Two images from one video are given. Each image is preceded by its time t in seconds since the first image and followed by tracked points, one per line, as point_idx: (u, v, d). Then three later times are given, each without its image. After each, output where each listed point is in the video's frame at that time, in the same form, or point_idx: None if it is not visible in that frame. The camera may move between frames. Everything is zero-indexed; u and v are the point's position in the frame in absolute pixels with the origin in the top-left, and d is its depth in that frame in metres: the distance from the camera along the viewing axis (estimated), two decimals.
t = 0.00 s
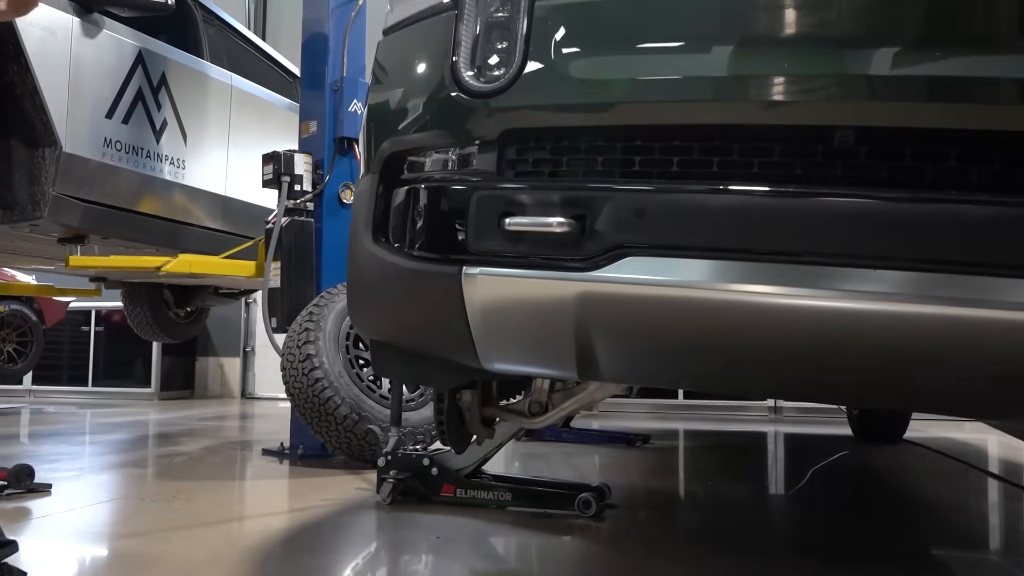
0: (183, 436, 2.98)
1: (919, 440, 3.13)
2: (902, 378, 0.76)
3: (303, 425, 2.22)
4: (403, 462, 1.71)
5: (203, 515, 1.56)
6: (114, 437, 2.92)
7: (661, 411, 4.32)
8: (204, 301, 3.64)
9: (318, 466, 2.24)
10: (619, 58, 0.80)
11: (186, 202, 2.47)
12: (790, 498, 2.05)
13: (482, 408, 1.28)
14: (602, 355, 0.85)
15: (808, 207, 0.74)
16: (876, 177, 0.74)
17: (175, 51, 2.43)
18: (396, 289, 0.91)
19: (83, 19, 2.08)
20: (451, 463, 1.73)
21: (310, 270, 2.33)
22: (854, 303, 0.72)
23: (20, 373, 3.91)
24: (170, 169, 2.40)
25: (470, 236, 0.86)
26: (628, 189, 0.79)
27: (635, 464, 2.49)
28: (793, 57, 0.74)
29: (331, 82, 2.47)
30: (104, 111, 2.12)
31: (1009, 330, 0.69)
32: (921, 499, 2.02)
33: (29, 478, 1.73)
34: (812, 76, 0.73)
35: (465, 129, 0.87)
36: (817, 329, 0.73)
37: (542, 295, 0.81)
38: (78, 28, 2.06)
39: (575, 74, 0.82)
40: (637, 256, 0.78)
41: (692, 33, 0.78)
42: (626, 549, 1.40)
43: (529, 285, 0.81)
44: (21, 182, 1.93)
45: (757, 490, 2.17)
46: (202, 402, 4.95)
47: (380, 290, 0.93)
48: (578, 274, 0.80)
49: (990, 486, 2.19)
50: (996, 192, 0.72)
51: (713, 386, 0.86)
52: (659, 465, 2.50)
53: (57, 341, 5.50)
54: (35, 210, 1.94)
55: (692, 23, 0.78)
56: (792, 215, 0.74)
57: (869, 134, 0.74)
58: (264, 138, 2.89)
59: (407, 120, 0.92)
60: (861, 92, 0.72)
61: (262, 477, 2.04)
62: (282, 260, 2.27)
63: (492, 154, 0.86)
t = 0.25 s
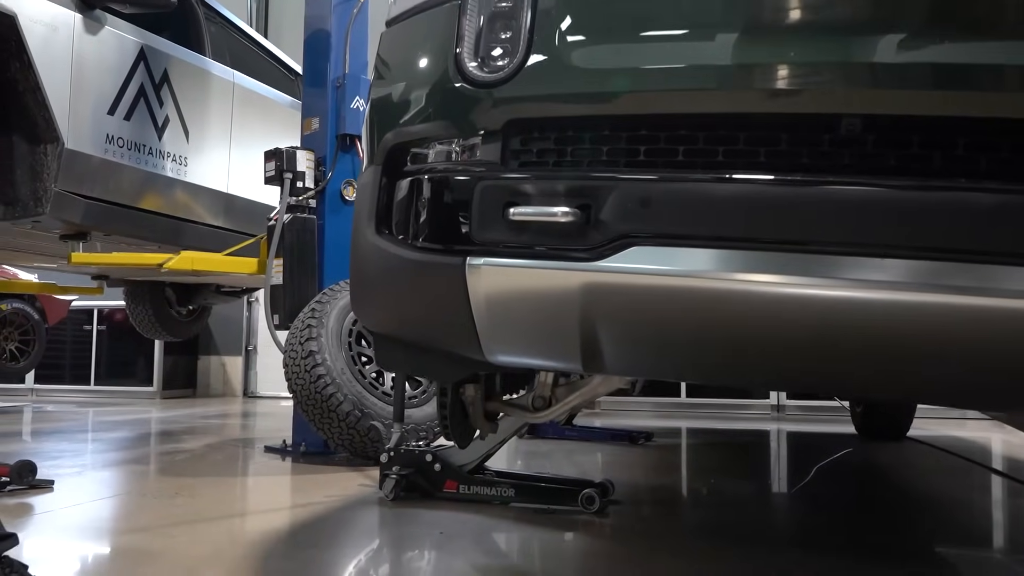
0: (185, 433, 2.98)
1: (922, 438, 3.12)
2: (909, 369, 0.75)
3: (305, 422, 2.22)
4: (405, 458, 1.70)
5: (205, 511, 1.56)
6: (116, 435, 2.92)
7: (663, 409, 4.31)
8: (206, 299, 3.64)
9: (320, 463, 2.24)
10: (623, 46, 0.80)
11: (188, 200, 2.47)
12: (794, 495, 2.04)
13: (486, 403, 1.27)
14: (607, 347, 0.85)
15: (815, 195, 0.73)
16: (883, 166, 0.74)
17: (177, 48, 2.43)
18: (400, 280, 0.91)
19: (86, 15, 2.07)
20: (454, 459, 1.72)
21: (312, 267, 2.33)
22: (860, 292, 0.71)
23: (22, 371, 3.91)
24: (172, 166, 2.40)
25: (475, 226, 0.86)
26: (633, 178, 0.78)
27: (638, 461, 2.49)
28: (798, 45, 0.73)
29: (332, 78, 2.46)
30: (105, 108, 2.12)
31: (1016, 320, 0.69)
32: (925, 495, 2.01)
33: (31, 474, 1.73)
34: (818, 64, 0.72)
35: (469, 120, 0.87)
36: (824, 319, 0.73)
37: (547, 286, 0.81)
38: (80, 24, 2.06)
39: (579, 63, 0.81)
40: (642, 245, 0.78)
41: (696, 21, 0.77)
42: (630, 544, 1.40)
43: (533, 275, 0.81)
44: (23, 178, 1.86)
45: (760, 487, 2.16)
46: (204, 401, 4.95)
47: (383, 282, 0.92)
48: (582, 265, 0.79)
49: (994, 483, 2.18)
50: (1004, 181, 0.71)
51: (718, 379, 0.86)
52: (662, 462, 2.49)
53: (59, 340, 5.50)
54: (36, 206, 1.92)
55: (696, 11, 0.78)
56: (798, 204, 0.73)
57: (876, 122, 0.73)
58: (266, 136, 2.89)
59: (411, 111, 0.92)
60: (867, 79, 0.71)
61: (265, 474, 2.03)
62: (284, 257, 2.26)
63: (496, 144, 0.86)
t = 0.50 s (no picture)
0: (187, 431, 2.98)
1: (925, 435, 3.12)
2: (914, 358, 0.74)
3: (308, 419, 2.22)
4: (408, 454, 1.70)
5: (208, 506, 1.55)
6: (119, 433, 2.92)
7: (666, 408, 4.31)
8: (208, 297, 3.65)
9: (323, 460, 2.24)
10: (625, 34, 0.79)
11: (190, 197, 2.47)
12: (797, 492, 2.04)
13: (488, 397, 1.27)
14: (611, 338, 0.84)
15: (821, 182, 0.73)
16: (889, 153, 0.73)
17: (179, 45, 2.43)
18: (402, 271, 0.90)
19: (87, 11, 2.07)
20: (456, 454, 1.72)
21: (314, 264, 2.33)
22: (866, 280, 0.70)
23: (25, 370, 3.92)
24: (174, 163, 2.40)
25: (478, 215, 0.85)
26: (637, 165, 0.78)
27: (640, 458, 2.48)
28: (802, 31, 0.73)
29: (335, 74, 2.45)
30: (107, 105, 2.12)
31: None
32: (928, 491, 2.01)
33: (33, 469, 1.73)
34: (823, 49, 0.72)
35: (471, 110, 0.86)
36: (829, 308, 0.72)
37: (550, 276, 0.80)
38: (82, 20, 2.05)
39: (582, 51, 0.81)
40: (646, 234, 0.77)
41: (698, 7, 0.77)
42: (633, 540, 1.39)
43: (536, 264, 0.81)
44: (25, 174, 1.90)
45: (762, 483, 2.16)
46: (207, 400, 4.96)
47: (385, 273, 0.92)
48: (586, 253, 0.79)
49: (997, 478, 2.18)
50: (1010, 166, 0.71)
51: (721, 372, 0.85)
52: (664, 459, 2.49)
53: (62, 339, 5.51)
54: (39, 202, 1.92)
55: None
56: (803, 191, 0.73)
57: (881, 109, 0.73)
58: (268, 133, 2.89)
59: (413, 101, 0.91)
60: (871, 64, 0.70)
61: (267, 470, 2.03)
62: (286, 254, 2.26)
63: (498, 133, 0.85)
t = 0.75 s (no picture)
0: (188, 430, 2.98)
1: (927, 435, 3.11)
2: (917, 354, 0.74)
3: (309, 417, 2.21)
4: (409, 452, 1.70)
5: (208, 504, 1.55)
6: (120, 431, 2.92)
7: (667, 407, 4.31)
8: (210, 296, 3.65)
9: (324, 458, 2.24)
10: (626, 29, 0.79)
11: (191, 195, 2.47)
12: (799, 490, 2.03)
13: (489, 395, 1.27)
14: (611, 334, 0.84)
15: (822, 177, 0.72)
16: (891, 147, 0.73)
17: (180, 44, 2.43)
18: (402, 267, 0.90)
19: (87, 9, 2.07)
20: (457, 453, 1.71)
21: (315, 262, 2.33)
22: (868, 275, 0.70)
23: (26, 369, 3.92)
24: (175, 161, 2.40)
25: (478, 211, 0.85)
26: (638, 161, 0.78)
27: (642, 457, 2.48)
28: (803, 25, 0.72)
29: (337, 73, 2.45)
30: (108, 103, 2.12)
31: None
32: (930, 489, 2.01)
33: (33, 468, 1.73)
34: (825, 43, 0.71)
35: (471, 105, 0.86)
36: (831, 304, 0.72)
37: (550, 271, 0.80)
38: (82, 19, 2.05)
39: (582, 46, 0.80)
40: (647, 229, 0.77)
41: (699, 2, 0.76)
42: (634, 538, 1.39)
43: (536, 260, 0.80)
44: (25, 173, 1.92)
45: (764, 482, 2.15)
46: (208, 399, 4.97)
47: (385, 269, 0.92)
48: (586, 249, 0.78)
49: (999, 477, 2.17)
50: (1013, 161, 0.70)
51: (723, 369, 0.85)
52: (666, 458, 2.49)
53: (64, 339, 5.51)
54: (40, 200, 1.93)
55: None
56: (804, 186, 0.72)
57: (884, 103, 0.72)
58: (270, 132, 2.88)
59: (413, 97, 0.91)
60: (874, 58, 0.70)
61: (268, 469, 2.03)
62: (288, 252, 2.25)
63: (499, 129, 0.85)
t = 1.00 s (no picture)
0: (190, 428, 2.98)
1: (930, 433, 3.11)
2: (922, 346, 0.73)
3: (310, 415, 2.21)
4: (410, 448, 1.69)
5: (209, 500, 1.55)
6: (121, 429, 2.92)
7: (668, 406, 4.30)
8: (211, 294, 3.65)
9: (325, 456, 2.23)
10: (628, 18, 0.78)
11: (192, 193, 2.46)
12: (802, 487, 2.03)
13: (490, 390, 1.26)
14: (614, 326, 0.83)
15: (826, 166, 0.72)
16: (896, 137, 0.73)
17: (181, 41, 2.42)
18: (403, 259, 0.89)
19: (88, 6, 2.06)
20: (458, 449, 1.71)
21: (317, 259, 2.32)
22: (873, 265, 0.70)
23: (28, 368, 3.92)
24: (176, 158, 2.39)
25: (480, 202, 0.84)
26: (641, 151, 0.77)
27: (643, 454, 2.48)
28: (808, 13, 0.71)
29: (337, 70, 2.45)
30: (109, 100, 2.12)
31: None
32: (932, 486, 2.00)
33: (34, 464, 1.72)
34: (830, 31, 0.71)
35: (472, 96, 0.86)
36: (836, 294, 0.71)
37: (552, 263, 0.79)
38: (83, 15, 2.05)
39: (584, 36, 0.80)
40: (650, 219, 0.76)
41: None
42: (636, 534, 1.39)
43: (539, 251, 0.80)
44: (27, 169, 1.98)
45: (766, 479, 2.15)
46: (209, 398, 4.97)
47: (387, 261, 0.91)
48: (589, 239, 0.78)
49: (1002, 474, 2.17)
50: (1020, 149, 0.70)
51: (726, 362, 0.84)
52: (668, 455, 2.48)
53: (65, 338, 5.51)
54: (40, 196, 1.96)
55: None
56: (808, 176, 0.72)
57: (889, 92, 0.72)
58: (271, 129, 2.88)
59: (414, 89, 0.91)
60: (879, 46, 0.69)
61: (269, 466, 2.03)
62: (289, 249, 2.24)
63: (500, 120, 0.85)
